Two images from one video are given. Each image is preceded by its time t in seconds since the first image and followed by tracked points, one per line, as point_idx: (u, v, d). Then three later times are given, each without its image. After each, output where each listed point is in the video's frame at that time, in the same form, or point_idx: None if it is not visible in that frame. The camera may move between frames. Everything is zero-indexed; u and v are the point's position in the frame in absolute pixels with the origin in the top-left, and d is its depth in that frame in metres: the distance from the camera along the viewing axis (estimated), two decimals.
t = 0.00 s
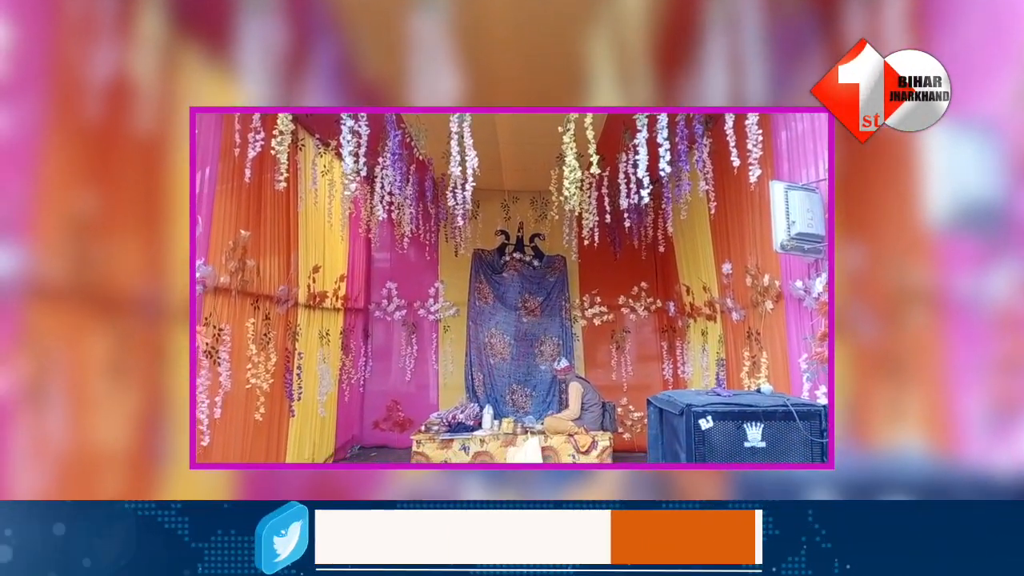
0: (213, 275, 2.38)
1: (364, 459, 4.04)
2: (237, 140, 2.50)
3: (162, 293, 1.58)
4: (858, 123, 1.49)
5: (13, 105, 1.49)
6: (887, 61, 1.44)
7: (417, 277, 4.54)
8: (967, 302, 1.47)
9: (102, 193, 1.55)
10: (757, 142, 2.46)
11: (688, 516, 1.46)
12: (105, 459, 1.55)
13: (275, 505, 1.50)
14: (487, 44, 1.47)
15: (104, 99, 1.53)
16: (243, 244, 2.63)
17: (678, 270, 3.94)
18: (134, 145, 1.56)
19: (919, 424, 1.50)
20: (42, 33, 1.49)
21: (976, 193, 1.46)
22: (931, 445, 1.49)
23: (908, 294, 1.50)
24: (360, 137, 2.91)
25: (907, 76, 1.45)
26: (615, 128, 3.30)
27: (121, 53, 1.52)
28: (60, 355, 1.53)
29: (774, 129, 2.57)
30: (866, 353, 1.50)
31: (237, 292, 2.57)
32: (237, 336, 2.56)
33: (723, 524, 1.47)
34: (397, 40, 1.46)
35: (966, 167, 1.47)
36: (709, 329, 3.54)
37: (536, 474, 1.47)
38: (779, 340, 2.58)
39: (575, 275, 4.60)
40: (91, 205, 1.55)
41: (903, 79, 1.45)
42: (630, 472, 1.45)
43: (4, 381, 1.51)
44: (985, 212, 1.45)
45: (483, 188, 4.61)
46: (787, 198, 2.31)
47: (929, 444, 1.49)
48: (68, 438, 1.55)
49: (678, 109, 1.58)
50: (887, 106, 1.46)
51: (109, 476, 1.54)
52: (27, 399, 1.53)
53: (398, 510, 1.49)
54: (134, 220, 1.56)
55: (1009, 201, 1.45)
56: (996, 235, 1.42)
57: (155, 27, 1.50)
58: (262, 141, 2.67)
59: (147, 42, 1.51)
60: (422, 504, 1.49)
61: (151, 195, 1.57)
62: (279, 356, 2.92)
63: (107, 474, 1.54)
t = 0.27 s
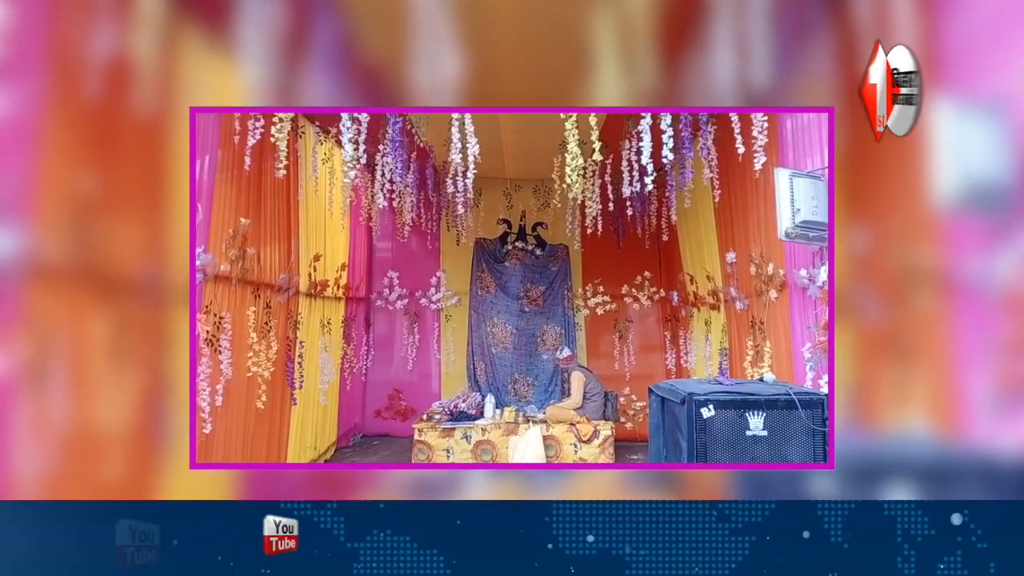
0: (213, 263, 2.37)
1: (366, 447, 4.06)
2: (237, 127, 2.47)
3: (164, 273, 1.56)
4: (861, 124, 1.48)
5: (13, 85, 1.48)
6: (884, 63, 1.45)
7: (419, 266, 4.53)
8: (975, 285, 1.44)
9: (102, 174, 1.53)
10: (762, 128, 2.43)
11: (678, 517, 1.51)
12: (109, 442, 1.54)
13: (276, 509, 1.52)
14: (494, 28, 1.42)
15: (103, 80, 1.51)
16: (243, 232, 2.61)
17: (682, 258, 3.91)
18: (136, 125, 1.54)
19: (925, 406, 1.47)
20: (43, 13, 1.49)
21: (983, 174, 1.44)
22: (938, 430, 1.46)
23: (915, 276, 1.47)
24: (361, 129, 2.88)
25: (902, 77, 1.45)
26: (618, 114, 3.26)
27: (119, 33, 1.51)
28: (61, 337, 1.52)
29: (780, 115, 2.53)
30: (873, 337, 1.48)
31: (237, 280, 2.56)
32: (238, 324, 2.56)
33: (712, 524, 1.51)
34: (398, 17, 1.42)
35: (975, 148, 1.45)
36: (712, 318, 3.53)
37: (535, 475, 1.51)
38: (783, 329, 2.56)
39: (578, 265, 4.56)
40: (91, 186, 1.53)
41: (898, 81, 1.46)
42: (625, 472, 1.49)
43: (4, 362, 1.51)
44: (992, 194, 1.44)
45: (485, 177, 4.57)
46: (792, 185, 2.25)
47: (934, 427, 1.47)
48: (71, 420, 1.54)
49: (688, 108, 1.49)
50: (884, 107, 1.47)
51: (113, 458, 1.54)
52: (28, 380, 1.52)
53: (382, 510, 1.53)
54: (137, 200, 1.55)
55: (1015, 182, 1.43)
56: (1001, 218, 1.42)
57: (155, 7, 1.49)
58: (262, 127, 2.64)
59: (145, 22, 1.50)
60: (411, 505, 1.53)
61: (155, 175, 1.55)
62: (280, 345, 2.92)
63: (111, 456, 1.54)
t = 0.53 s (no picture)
0: (218, 254, 2.36)
1: (372, 438, 4.08)
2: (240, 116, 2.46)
3: (171, 260, 1.56)
4: (864, 123, 1.47)
5: (20, 71, 1.48)
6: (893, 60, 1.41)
7: (425, 258, 4.52)
8: (988, 271, 1.42)
9: (109, 160, 1.53)
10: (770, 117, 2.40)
11: (679, 517, 1.48)
12: (119, 427, 1.55)
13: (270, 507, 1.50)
14: (498, 7, 1.39)
15: (108, 65, 1.51)
16: (247, 223, 2.61)
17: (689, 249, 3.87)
18: (142, 110, 1.53)
19: (936, 392, 1.45)
20: None
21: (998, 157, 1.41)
22: (950, 418, 1.44)
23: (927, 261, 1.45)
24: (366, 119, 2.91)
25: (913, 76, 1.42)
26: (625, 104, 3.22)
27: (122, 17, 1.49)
28: (68, 324, 1.52)
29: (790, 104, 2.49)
30: (883, 324, 1.46)
31: (242, 272, 2.56)
32: (243, 316, 2.56)
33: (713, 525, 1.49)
34: None
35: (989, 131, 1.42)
36: (719, 310, 3.51)
37: (538, 477, 1.49)
38: (790, 321, 2.53)
39: (584, 257, 4.53)
40: (97, 172, 1.53)
41: (909, 78, 1.42)
42: (630, 472, 1.46)
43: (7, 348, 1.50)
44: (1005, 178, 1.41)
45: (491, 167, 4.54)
46: (800, 175, 2.27)
47: (945, 414, 1.44)
48: (80, 406, 1.54)
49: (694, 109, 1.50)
50: (893, 106, 1.43)
51: (121, 444, 1.54)
52: (33, 365, 1.52)
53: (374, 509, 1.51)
54: (144, 187, 1.54)
55: None
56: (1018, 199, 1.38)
57: None
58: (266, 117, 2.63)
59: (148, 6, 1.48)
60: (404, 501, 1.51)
61: (161, 161, 1.55)
62: (286, 336, 2.92)
63: (120, 443, 1.54)
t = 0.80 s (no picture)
0: (221, 247, 2.35)
1: (376, 433, 4.08)
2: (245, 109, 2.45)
3: (178, 249, 1.56)
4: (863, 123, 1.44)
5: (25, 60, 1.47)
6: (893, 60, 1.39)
7: (430, 253, 4.51)
8: (1003, 266, 1.39)
9: (115, 150, 1.53)
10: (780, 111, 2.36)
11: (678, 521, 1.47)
12: (126, 419, 1.54)
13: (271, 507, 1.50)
14: None
15: (113, 54, 1.50)
16: (252, 217, 2.59)
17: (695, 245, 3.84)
18: (148, 100, 1.53)
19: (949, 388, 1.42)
20: None
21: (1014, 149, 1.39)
22: (962, 412, 1.41)
23: (940, 256, 1.42)
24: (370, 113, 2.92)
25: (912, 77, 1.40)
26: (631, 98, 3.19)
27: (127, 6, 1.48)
28: (74, 315, 1.52)
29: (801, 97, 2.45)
30: (894, 319, 1.44)
31: (246, 266, 2.55)
32: (247, 310, 2.55)
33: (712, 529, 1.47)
34: None
35: (1005, 123, 1.39)
36: (726, 307, 3.49)
37: (542, 476, 1.47)
38: (798, 319, 2.50)
39: (590, 254, 4.48)
40: (103, 161, 1.53)
41: (909, 79, 1.41)
42: (636, 472, 1.44)
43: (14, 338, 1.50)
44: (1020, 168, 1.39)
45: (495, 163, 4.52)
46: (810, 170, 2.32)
47: (958, 410, 1.42)
48: (85, 397, 1.54)
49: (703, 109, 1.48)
50: (894, 106, 1.41)
51: (128, 436, 1.54)
52: (39, 356, 1.52)
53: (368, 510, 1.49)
54: (150, 176, 1.54)
55: None
56: None
57: None
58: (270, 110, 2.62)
59: None
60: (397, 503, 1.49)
61: (168, 150, 1.54)
62: (290, 331, 2.92)
63: (128, 435, 1.54)
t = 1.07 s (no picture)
0: (221, 230, 2.32)
1: (379, 417, 4.09)
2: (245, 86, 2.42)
3: (179, 226, 1.55)
4: (863, 123, 1.44)
5: (27, 31, 1.46)
6: (894, 60, 1.39)
7: (432, 237, 4.48)
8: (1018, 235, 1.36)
9: (115, 121, 1.52)
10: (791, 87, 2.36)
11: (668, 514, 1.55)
12: (130, 392, 1.55)
13: (270, 507, 1.54)
14: None
15: (113, 24, 1.48)
16: (251, 199, 2.55)
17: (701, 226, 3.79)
18: (146, 69, 1.51)
19: (959, 360, 1.39)
20: None
21: None
22: (973, 384, 1.39)
23: (952, 227, 1.39)
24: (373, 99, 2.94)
25: (911, 76, 1.40)
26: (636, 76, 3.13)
27: None
28: (77, 290, 1.51)
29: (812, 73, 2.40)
30: (902, 290, 1.42)
31: (246, 249, 2.51)
32: (248, 294, 2.52)
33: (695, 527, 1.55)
34: None
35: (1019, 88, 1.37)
36: (731, 290, 3.47)
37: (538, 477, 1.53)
38: (805, 301, 2.47)
39: (593, 236, 4.44)
40: (102, 133, 1.52)
41: (908, 79, 1.40)
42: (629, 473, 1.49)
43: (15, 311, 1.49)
44: None
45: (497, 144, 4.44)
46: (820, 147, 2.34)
47: (970, 381, 1.39)
48: (89, 370, 1.54)
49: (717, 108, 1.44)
50: (893, 106, 1.41)
51: (131, 411, 1.53)
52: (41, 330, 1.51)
53: (359, 509, 1.56)
54: (151, 149, 1.54)
55: None
56: None
57: None
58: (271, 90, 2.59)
59: None
60: (394, 502, 1.55)
61: (168, 122, 1.53)
62: (292, 315, 2.91)
63: (130, 410, 1.53)
